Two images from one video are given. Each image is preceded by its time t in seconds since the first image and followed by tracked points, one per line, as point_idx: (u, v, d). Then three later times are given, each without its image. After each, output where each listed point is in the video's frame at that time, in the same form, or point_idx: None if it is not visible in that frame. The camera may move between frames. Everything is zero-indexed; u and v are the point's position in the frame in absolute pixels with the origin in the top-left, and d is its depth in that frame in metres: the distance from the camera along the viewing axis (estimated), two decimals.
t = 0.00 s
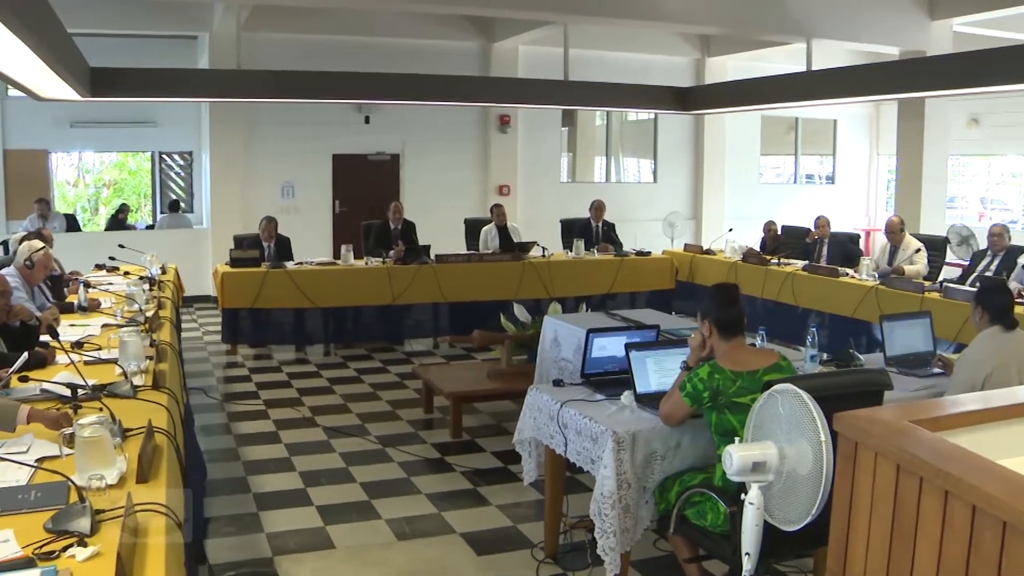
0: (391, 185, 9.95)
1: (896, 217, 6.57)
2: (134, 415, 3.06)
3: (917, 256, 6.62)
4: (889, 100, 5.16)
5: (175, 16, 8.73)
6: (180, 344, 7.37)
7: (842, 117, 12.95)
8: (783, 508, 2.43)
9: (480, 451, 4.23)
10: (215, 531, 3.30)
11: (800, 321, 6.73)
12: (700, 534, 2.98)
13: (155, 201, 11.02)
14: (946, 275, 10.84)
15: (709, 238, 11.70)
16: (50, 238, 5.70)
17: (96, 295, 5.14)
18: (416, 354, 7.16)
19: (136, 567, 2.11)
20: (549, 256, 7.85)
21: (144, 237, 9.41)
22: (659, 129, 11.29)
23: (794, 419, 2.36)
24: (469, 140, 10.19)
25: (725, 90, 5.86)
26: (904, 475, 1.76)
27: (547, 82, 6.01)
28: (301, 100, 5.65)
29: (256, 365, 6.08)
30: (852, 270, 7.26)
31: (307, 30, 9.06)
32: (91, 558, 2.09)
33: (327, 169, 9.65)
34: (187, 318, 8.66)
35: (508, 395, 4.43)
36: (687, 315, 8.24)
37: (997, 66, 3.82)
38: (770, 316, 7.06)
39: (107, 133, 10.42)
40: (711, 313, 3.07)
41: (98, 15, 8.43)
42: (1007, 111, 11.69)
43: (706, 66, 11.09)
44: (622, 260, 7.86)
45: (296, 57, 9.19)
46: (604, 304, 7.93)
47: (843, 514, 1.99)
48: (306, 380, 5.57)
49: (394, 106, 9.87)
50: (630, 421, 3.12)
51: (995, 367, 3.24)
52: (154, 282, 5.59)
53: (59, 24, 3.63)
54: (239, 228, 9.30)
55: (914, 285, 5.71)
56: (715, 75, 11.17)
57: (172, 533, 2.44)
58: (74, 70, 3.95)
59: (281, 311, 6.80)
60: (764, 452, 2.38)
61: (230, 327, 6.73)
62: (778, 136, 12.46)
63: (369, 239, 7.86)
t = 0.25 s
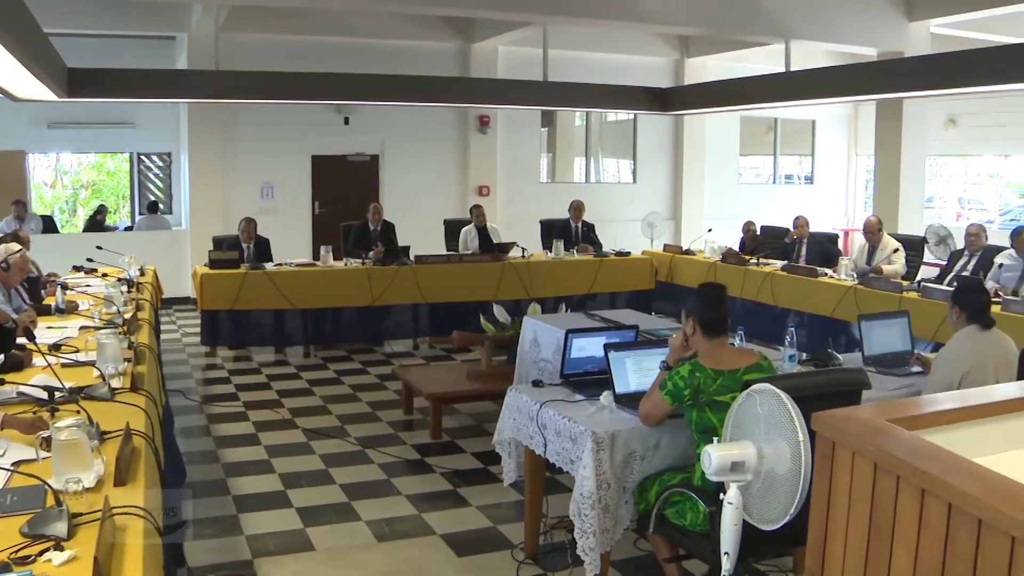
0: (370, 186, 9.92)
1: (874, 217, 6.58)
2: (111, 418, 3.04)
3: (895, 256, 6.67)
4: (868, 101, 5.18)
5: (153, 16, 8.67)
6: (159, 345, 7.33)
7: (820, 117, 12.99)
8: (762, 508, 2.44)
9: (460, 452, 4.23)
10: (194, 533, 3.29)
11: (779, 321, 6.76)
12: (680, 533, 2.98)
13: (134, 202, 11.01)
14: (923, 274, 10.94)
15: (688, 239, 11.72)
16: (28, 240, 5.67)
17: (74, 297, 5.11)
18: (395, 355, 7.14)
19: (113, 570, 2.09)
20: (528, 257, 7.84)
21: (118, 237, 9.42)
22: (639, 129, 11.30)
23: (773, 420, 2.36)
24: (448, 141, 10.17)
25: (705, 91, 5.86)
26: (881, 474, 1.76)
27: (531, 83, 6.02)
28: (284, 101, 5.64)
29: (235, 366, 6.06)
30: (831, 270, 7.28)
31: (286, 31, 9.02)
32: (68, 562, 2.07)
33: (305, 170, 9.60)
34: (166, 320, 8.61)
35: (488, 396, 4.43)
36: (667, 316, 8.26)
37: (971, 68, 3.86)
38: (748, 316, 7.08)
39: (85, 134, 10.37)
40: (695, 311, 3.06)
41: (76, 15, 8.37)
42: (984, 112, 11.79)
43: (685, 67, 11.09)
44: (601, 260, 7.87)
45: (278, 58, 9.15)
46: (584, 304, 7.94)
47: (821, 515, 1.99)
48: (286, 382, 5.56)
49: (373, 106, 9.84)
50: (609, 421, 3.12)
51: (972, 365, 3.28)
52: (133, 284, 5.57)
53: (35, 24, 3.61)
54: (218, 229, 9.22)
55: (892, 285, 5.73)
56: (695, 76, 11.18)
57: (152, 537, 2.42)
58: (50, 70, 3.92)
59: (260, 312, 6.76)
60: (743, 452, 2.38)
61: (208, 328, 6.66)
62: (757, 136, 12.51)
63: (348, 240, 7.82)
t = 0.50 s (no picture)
0: (349, 188, 9.87)
1: (850, 217, 6.61)
2: (88, 421, 3.01)
3: (872, 256, 6.73)
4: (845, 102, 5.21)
5: (131, 17, 8.61)
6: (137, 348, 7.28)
7: (797, 118, 13.03)
8: (740, 507, 2.44)
9: (439, 453, 4.23)
10: (172, 537, 3.27)
11: (756, 321, 6.79)
12: (658, 533, 2.98)
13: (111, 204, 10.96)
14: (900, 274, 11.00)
15: (666, 239, 11.74)
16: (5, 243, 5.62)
17: (50, 299, 5.08)
18: (374, 356, 7.14)
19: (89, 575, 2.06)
20: (507, 258, 7.83)
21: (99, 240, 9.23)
22: (617, 130, 11.31)
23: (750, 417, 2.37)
24: (426, 142, 10.14)
25: (683, 92, 5.88)
26: (857, 473, 1.77)
27: (512, 85, 6.03)
28: (264, 102, 5.63)
29: (213, 368, 6.03)
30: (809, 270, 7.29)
31: (264, 31, 8.99)
32: (42, 566, 2.04)
33: (284, 171, 9.54)
34: (143, 322, 8.56)
35: (466, 397, 4.43)
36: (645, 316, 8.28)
37: (942, 70, 3.90)
38: (726, 316, 7.09)
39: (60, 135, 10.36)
40: (674, 311, 3.06)
41: (53, 16, 8.31)
42: (960, 113, 11.87)
43: (663, 68, 11.10)
44: (580, 262, 7.88)
45: (259, 60, 9.11)
46: (562, 305, 7.95)
47: (798, 515, 1.99)
48: (264, 384, 5.54)
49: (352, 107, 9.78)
50: (587, 422, 3.12)
51: (948, 364, 3.32)
52: (110, 286, 5.54)
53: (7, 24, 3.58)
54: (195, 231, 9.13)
55: (869, 285, 5.76)
56: (672, 77, 11.20)
57: (127, 543, 2.39)
58: (24, 70, 3.89)
59: (239, 314, 6.72)
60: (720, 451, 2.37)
61: (187, 330, 6.64)
62: (735, 137, 12.53)
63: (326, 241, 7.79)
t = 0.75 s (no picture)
0: (329, 189, 9.85)
1: (829, 218, 6.63)
2: (65, 424, 2.99)
3: (850, 256, 6.75)
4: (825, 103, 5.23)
5: (110, 17, 8.55)
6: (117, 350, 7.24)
7: (777, 119, 13.08)
8: (717, 506, 2.46)
9: (420, 454, 4.23)
10: (151, 540, 3.25)
11: (735, 321, 6.81)
12: (638, 533, 2.98)
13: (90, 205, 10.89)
14: (879, 275, 11.07)
15: (647, 240, 11.76)
16: None
17: (28, 302, 5.05)
18: (354, 358, 7.13)
19: None
20: (487, 259, 7.83)
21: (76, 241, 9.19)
22: (597, 131, 11.33)
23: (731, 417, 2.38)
24: (406, 143, 10.13)
25: (662, 92, 5.89)
26: (834, 472, 1.77)
27: (494, 86, 6.04)
28: (246, 103, 5.62)
29: (193, 371, 6.00)
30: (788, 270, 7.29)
31: (245, 32, 8.96)
32: (18, 571, 2.02)
33: (263, 172, 9.50)
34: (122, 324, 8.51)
35: (446, 398, 4.43)
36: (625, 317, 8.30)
37: (919, 71, 3.93)
38: (706, 317, 7.11)
39: (38, 137, 10.33)
40: (653, 311, 3.06)
41: (32, 16, 8.25)
42: (938, 114, 11.96)
43: (643, 69, 11.12)
44: (560, 262, 7.89)
45: (242, 60, 9.08)
46: (542, 306, 7.96)
47: (775, 515, 1.99)
48: (244, 386, 5.52)
49: (332, 108, 9.77)
50: (566, 422, 3.12)
51: (927, 363, 3.34)
52: (88, 288, 5.51)
53: None
54: (174, 232, 9.07)
55: (847, 285, 5.79)
56: (652, 77, 11.22)
57: (105, 546, 2.35)
58: None
59: (218, 316, 6.68)
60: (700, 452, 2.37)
61: (166, 332, 6.62)
62: (715, 138, 12.57)
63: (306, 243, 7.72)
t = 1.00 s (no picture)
0: (308, 191, 9.82)
1: (806, 218, 6.65)
2: (41, 428, 2.97)
3: (827, 256, 6.75)
4: (802, 104, 5.25)
5: (87, 18, 8.49)
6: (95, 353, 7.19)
7: (755, 120, 13.12)
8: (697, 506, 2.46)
9: (399, 456, 4.23)
10: (129, 543, 3.23)
11: (714, 322, 6.84)
12: (617, 534, 2.98)
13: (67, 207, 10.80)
14: (857, 275, 11.12)
15: (625, 241, 11.79)
16: None
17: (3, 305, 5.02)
18: (333, 360, 7.13)
19: None
20: (466, 260, 7.83)
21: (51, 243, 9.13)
22: (576, 132, 11.34)
23: (707, 417, 2.40)
24: (384, 144, 10.11)
25: (640, 94, 5.89)
26: (813, 472, 1.78)
27: (475, 87, 6.05)
28: (226, 105, 5.61)
29: (171, 373, 5.98)
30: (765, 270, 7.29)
31: (222, 33, 8.92)
32: None
33: (241, 174, 9.46)
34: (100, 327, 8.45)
35: (425, 400, 4.43)
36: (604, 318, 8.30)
37: (892, 73, 3.97)
38: (685, 317, 7.13)
39: (13, 139, 10.21)
40: (630, 313, 3.08)
41: (7, 16, 8.18)
42: (915, 115, 12.04)
43: (621, 70, 11.14)
44: (539, 263, 7.89)
45: (223, 61, 9.05)
46: (522, 307, 7.97)
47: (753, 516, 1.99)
48: (223, 389, 5.50)
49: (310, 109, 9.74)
50: (545, 423, 3.12)
51: (904, 363, 3.36)
52: (65, 291, 5.48)
53: None
54: (152, 234, 9.01)
55: (825, 286, 5.83)
56: (631, 78, 11.23)
57: (82, 549, 2.33)
58: None
59: (195, 317, 6.66)
60: (679, 454, 2.38)
61: (144, 335, 6.59)
62: (694, 138, 12.65)
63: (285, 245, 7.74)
